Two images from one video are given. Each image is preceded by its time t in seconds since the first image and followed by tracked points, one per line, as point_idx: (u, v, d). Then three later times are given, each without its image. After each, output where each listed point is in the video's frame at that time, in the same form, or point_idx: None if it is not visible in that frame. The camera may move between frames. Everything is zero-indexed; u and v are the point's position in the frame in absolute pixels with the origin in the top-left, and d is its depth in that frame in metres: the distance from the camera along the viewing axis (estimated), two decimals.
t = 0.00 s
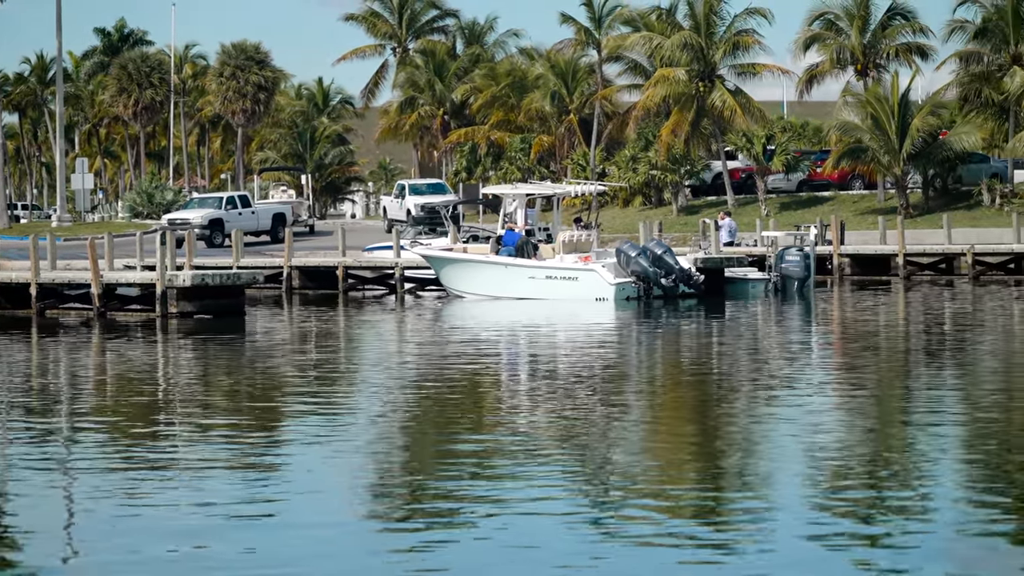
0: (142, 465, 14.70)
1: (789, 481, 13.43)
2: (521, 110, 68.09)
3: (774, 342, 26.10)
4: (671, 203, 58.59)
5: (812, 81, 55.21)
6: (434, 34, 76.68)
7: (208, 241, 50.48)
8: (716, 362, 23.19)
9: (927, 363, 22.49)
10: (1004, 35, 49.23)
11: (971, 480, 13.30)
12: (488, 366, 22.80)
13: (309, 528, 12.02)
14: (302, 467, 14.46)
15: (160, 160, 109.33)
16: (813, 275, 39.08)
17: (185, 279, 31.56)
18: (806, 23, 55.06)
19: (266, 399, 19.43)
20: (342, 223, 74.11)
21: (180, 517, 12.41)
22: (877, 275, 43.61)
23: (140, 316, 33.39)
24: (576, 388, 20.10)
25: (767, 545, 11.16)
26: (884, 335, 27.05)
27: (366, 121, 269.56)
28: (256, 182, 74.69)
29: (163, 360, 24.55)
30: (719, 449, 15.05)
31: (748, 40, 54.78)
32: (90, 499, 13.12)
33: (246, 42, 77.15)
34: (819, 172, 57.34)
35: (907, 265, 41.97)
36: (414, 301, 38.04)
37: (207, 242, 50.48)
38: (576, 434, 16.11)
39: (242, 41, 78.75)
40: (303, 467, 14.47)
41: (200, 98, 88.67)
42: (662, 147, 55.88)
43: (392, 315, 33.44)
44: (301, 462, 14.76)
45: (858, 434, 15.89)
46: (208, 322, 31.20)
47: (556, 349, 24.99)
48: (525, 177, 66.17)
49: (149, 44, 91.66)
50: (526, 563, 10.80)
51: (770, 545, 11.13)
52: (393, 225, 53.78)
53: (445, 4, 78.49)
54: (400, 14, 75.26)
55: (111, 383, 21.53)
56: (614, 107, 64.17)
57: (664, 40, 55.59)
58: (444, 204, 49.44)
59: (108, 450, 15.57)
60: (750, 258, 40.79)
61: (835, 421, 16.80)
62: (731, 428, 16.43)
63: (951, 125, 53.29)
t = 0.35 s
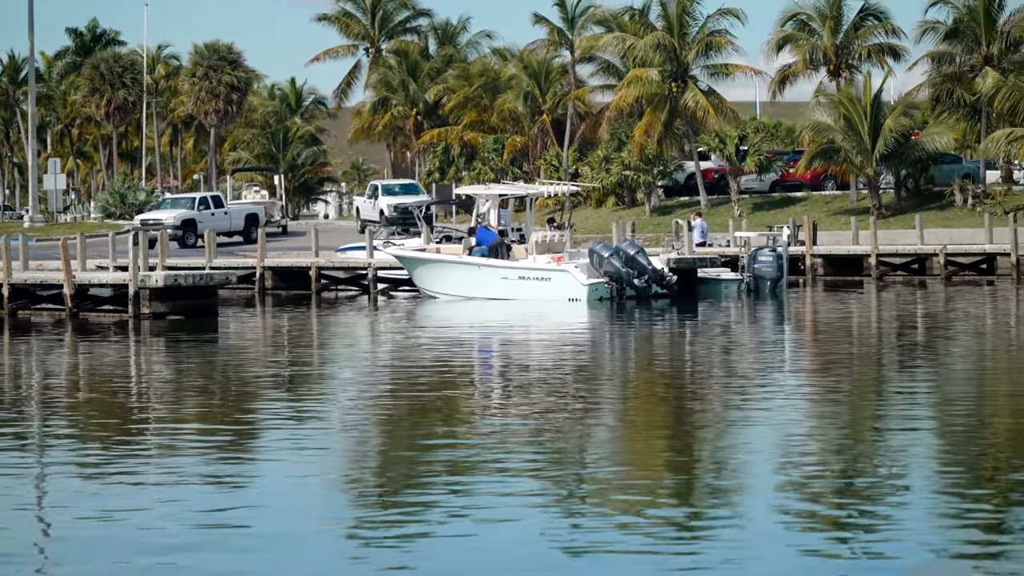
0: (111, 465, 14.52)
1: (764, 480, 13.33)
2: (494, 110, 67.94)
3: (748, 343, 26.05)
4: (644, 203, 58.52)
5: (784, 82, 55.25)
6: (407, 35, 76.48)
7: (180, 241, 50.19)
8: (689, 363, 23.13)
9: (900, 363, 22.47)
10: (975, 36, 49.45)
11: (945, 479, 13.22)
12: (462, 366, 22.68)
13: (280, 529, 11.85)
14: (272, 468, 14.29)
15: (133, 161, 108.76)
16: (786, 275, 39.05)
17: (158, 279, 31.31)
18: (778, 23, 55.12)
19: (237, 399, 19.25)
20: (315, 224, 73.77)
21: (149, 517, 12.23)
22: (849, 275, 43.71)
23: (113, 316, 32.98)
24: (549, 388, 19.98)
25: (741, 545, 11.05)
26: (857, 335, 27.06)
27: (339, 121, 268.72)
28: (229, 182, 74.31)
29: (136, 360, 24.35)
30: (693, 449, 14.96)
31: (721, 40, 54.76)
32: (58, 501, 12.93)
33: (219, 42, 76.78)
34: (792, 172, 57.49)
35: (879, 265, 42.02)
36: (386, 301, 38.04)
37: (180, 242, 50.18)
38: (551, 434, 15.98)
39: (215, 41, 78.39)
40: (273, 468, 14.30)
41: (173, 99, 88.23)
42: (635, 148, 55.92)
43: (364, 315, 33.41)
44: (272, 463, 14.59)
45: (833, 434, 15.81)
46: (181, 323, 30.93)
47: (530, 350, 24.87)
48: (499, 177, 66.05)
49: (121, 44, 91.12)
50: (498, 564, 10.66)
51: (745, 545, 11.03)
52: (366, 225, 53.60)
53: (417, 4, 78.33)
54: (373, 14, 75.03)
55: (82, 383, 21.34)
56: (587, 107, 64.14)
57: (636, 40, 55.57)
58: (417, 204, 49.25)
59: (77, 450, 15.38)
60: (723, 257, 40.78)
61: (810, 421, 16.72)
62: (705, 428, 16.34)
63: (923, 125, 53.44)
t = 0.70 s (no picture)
0: (88, 464, 14.42)
1: (742, 479, 13.29)
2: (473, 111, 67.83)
3: (726, 342, 26.04)
4: (623, 204, 58.49)
5: (763, 82, 55.29)
6: (385, 36, 76.30)
7: (158, 241, 49.96)
8: (667, 362, 23.09)
9: (878, 363, 22.47)
10: (953, 37, 49.54)
11: (923, 478, 13.20)
12: (440, 366, 22.62)
13: (256, 528, 11.74)
14: (249, 467, 14.20)
15: (111, 162, 108.19)
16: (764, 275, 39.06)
17: (136, 279, 31.12)
18: (756, 24, 55.19)
19: (216, 399, 19.16)
20: (294, 225, 73.50)
21: (125, 516, 12.14)
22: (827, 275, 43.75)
23: (91, 317, 32.83)
24: (527, 389, 19.88)
25: (720, 543, 11.00)
26: (835, 335, 27.09)
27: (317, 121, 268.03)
28: (207, 182, 73.98)
29: (114, 360, 24.22)
30: (671, 448, 14.90)
31: (699, 40, 54.72)
32: (33, 501, 12.79)
33: (197, 42, 76.40)
34: (770, 172, 57.63)
35: (857, 265, 42.09)
36: (366, 301, 37.90)
37: (158, 243, 49.95)
38: (529, 434, 15.91)
39: (193, 41, 78.04)
40: (250, 467, 14.21)
41: (150, 99, 87.80)
42: (613, 148, 55.41)
43: (343, 315, 33.36)
44: (251, 463, 14.47)
45: (814, 433, 15.77)
46: (159, 323, 30.77)
47: (508, 350, 24.79)
48: (477, 177, 66.02)
49: (99, 44, 90.65)
50: (475, 563, 10.58)
51: (724, 544, 10.98)
52: (344, 225, 53.44)
53: (395, 4, 78.18)
54: (351, 14, 74.81)
55: (60, 383, 21.21)
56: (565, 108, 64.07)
57: (615, 40, 55.52)
58: (396, 205, 49.11)
59: (54, 450, 15.27)
60: (701, 258, 40.79)
61: (789, 420, 16.69)
62: (683, 427, 16.31)
63: (901, 126, 53.58)
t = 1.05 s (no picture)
0: (66, 465, 14.25)
1: (723, 479, 13.20)
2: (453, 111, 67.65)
3: (706, 343, 26.00)
4: (603, 204, 58.42)
5: (743, 82, 55.31)
6: (365, 35, 76.12)
7: (138, 242, 49.73)
8: (647, 362, 23.02)
9: (859, 363, 22.45)
10: (933, 37, 49.60)
11: (904, 478, 13.12)
12: (420, 366, 22.51)
13: (237, 529, 11.61)
14: (228, 467, 14.05)
15: (92, 162, 107.70)
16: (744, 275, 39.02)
17: (116, 280, 30.87)
18: (736, 24, 55.19)
19: (196, 399, 19.00)
20: (275, 225, 73.27)
21: (103, 517, 12.00)
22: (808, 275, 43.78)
23: (71, 317, 32.60)
24: (507, 389, 19.77)
25: (701, 543, 10.91)
26: (816, 335, 27.08)
27: (297, 121, 267.41)
28: (187, 182, 73.67)
29: (93, 361, 24.04)
30: (653, 448, 14.81)
31: (680, 40, 54.64)
32: (11, 501, 12.63)
33: (176, 42, 76.05)
34: (750, 173, 57.68)
35: (837, 266, 42.12)
36: (347, 301, 37.82)
37: (137, 243, 49.71)
38: (512, 435, 15.81)
39: (173, 41, 77.70)
40: (229, 468, 14.06)
41: (131, 99, 87.39)
42: (593, 148, 55.72)
43: (324, 316, 33.25)
44: (232, 463, 14.33)
45: (796, 433, 15.72)
46: (139, 324, 30.55)
47: (489, 351, 24.69)
48: (457, 178, 65.99)
49: (79, 45, 90.22)
50: (454, 565, 10.45)
51: (706, 544, 10.89)
52: (325, 226, 53.28)
53: (376, 5, 77.99)
54: (331, 14, 74.56)
55: (39, 384, 21.03)
56: (546, 108, 63.99)
57: (595, 41, 55.41)
58: (376, 205, 48.93)
59: (31, 450, 15.10)
60: (682, 258, 40.75)
61: (772, 420, 16.62)
62: (664, 427, 16.22)
63: (881, 126, 53.67)
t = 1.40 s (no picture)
0: (58, 465, 14.22)
1: (716, 480, 13.17)
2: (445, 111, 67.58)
3: (698, 343, 26.00)
4: (595, 204, 58.44)
5: (734, 82, 55.34)
6: (357, 36, 76.05)
7: (129, 242, 49.62)
8: (639, 362, 23.02)
9: (851, 363, 22.46)
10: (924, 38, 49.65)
11: (896, 478, 13.10)
12: (412, 366, 22.50)
13: (228, 530, 11.54)
14: (221, 468, 14.00)
15: (82, 162, 107.49)
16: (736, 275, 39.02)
17: (107, 280, 30.71)
18: (728, 24, 55.21)
19: (187, 399, 18.97)
20: (266, 225, 73.20)
21: (94, 517, 11.93)
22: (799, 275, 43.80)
23: (62, 317, 32.49)
24: (500, 389, 19.74)
25: (695, 544, 10.86)
26: (807, 335, 27.09)
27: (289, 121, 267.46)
28: (179, 183, 73.50)
29: (85, 361, 23.96)
30: (644, 448, 14.78)
31: (671, 40, 54.62)
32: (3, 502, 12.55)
33: (168, 42, 75.88)
34: (741, 173, 57.75)
35: (829, 265, 42.18)
36: (339, 301, 37.83)
37: (129, 244, 49.59)
38: (505, 435, 15.76)
39: (164, 41, 77.54)
40: (222, 468, 14.02)
41: (122, 100, 87.14)
42: (584, 148, 55.41)
43: (316, 316, 33.23)
44: (223, 463, 14.27)
45: (789, 433, 15.70)
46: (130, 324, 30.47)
47: (481, 351, 24.66)
48: (449, 178, 66.01)
49: (71, 45, 89.97)
50: (449, 564, 10.43)
51: (699, 543, 10.88)
52: (316, 226, 53.19)
53: (368, 5, 77.98)
54: (323, 14, 74.53)
55: (32, 383, 20.99)
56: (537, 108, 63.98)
57: (587, 41, 55.34)
58: (368, 205, 48.87)
59: (24, 450, 15.04)
60: (674, 258, 40.75)
61: (764, 420, 16.61)
62: (657, 427, 16.21)
63: (872, 126, 53.74)
